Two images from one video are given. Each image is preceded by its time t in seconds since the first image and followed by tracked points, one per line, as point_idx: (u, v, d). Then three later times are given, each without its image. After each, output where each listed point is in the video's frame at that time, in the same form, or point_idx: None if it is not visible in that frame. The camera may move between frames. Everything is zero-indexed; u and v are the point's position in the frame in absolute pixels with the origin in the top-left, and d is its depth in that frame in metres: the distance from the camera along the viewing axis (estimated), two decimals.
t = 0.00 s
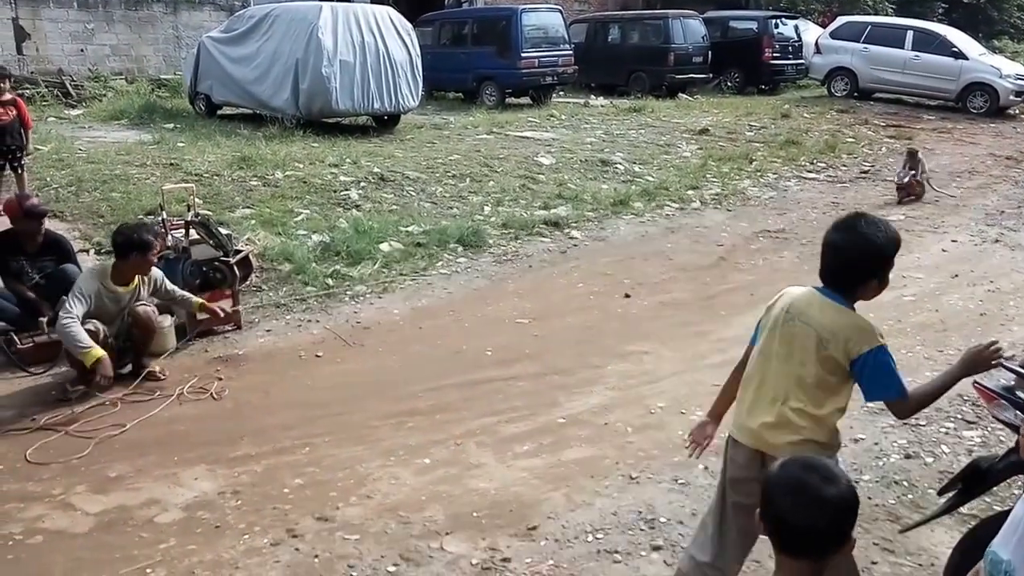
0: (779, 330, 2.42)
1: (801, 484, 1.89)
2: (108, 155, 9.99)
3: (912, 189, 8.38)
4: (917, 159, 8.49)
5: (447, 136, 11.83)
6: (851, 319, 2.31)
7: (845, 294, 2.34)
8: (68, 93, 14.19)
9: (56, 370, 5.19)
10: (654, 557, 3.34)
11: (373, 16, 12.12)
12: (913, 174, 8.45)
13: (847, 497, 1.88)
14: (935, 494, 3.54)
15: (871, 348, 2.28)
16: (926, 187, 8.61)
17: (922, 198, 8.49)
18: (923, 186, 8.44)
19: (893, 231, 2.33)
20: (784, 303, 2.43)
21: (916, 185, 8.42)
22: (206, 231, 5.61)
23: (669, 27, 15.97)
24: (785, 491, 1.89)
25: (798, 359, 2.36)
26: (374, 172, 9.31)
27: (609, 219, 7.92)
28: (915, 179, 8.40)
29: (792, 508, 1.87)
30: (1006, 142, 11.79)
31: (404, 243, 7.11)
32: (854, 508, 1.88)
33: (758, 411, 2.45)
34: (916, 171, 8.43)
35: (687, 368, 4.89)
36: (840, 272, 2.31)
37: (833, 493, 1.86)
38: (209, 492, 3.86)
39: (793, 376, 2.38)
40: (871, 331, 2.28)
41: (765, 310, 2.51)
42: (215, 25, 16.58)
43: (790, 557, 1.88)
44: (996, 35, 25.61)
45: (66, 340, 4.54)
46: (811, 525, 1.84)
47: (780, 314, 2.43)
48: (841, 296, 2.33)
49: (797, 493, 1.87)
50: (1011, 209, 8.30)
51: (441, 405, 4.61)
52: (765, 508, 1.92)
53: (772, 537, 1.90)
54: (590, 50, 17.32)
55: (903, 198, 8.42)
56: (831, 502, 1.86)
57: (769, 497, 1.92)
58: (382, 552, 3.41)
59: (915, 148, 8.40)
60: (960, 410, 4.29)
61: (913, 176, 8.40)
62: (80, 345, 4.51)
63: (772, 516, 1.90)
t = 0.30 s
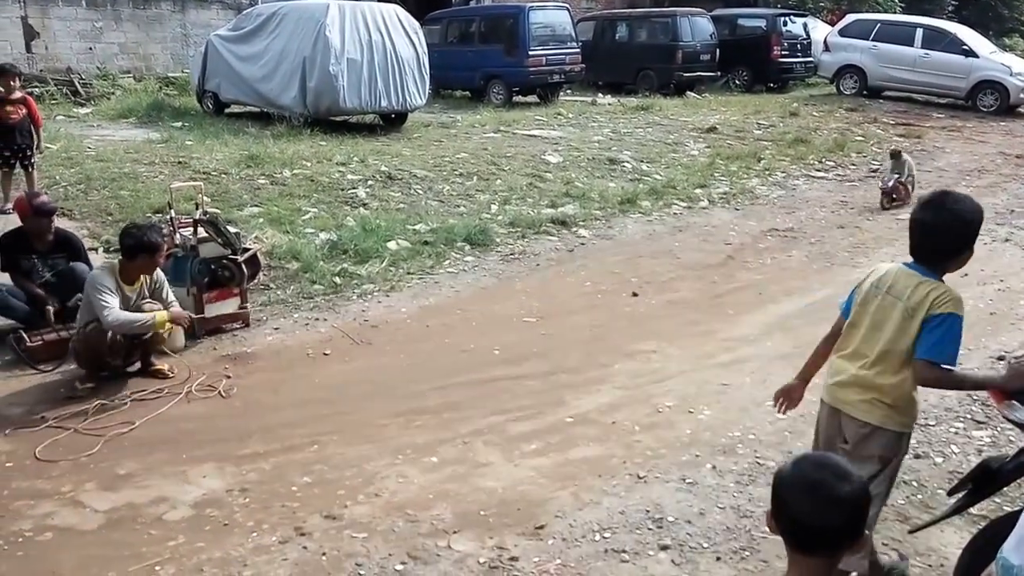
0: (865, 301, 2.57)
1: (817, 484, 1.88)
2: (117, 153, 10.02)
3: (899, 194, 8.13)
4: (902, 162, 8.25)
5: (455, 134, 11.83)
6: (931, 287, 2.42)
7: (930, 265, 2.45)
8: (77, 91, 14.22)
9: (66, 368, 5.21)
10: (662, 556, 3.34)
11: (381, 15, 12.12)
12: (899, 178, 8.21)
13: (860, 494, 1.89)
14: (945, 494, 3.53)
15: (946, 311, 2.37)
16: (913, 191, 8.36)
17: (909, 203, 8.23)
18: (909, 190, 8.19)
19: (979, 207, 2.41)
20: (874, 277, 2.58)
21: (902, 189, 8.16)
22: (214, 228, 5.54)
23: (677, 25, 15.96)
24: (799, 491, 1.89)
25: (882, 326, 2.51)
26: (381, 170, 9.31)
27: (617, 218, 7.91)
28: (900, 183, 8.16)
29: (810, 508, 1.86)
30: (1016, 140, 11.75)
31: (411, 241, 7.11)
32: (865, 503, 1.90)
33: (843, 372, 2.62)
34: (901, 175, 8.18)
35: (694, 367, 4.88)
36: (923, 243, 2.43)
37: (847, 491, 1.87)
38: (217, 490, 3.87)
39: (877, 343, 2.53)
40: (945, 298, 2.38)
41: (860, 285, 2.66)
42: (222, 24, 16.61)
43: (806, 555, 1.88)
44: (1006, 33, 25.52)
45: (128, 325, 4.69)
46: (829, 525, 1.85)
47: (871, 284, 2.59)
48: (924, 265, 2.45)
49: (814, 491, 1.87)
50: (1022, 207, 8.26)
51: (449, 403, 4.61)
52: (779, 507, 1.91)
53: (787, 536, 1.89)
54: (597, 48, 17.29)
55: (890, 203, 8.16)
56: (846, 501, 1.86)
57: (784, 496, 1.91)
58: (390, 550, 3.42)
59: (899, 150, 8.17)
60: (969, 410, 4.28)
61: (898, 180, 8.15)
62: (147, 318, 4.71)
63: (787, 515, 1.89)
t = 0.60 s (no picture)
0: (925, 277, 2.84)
1: (826, 484, 1.89)
2: (128, 151, 10.04)
3: (868, 198, 7.92)
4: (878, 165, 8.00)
5: (464, 133, 11.83)
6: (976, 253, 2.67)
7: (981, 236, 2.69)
8: (88, 90, 14.27)
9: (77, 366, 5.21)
10: (671, 557, 3.34)
11: (390, 13, 12.13)
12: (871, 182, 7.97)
13: (869, 493, 1.90)
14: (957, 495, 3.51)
15: (991, 269, 2.59)
16: (892, 201, 8.07)
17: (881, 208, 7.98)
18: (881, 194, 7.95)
19: None
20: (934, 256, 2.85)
21: (871, 194, 7.93)
22: (224, 227, 5.62)
23: (687, 23, 15.92)
24: (808, 490, 1.89)
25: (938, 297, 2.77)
26: (391, 169, 9.32)
27: (626, 217, 7.90)
28: (870, 188, 7.92)
29: (819, 509, 1.86)
30: None
31: (421, 240, 7.11)
32: (875, 502, 1.90)
33: (912, 344, 2.87)
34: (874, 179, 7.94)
35: (704, 367, 4.87)
36: (970, 214, 2.70)
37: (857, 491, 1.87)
38: (227, 488, 3.88)
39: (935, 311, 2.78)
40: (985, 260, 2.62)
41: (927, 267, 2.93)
42: (232, 22, 16.64)
43: (816, 555, 1.88)
44: (1019, 32, 25.36)
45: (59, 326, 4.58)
46: (839, 524, 1.85)
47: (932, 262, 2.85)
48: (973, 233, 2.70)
49: (823, 491, 1.88)
50: None
51: (458, 402, 4.61)
52: (787, 508, 1.92)
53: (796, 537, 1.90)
54: (607, 46, 17.26)
55: (861, 208, 7.96)
56: (856, 500, 1.87)
57: (792, 496, 1.91)
58: (400, 549, 3.42)
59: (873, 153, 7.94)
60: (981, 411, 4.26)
61: (869, 184, 7.92)
62: (67, 334, 4.55)
63: (795, 515, 1.89)
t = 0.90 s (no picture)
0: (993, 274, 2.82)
1: (826, 483, 1.90)
2: (140, 149, 10.09)
3: (839, 205, 7.73)
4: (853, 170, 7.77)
5: (475, 132, 11.83)
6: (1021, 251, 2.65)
7: None
8: (101, 88, 14.34)
9: (89, 363, 5.25)
10: (683, 557, 3.33)
11: (402, 12, 12.15)
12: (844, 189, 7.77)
13: (870, 491, 1.91)
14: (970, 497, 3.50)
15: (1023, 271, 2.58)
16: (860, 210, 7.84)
17: (851, 214, 7.80)
18: (852, 201, 7.75)
19: None
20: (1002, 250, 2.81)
21: (842, 202, 7.74)
22: (236, 225, 5.56)
23: (700, 22, 15.88)
24: (810, 491, 1.90)
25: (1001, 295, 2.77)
26: (402, 168, 9.32)
27: (638, 216, 7.89)
28: (842, 195, 7.72)
29: (820, 511, 1.88)
30: None
31: (432, 239, 7.12)
32: (875, 501, 1.92)
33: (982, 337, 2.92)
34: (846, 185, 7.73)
35: (716, 367, 4.86)
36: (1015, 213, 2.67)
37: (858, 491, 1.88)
38: (239, 486, 3.89)
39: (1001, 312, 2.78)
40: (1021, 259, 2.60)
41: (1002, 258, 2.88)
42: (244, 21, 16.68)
43: (817, 555, 1.91)
44: None
45: (160, 320, 4.78)
46: (840, 525, 1.87)
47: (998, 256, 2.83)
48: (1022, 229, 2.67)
49: (824, 492, 1.89)
50: None
51: (469, 401, 4.61)
52: (789, 508, 1.93)
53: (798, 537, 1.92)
54: (618, 45, 17.22)
55: (830, 214, 7.77)
56: (857, 500, 1.88)
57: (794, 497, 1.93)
58: (411, 548, 3.42)
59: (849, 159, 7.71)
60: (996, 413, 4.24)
61: (841, 191, 7.72)
62: (176, 314, 4.79)
63: (797, 516, 1.91)
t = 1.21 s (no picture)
0: None
1: (826, 484, 1.89)
2: (155, 149, 10.12)
3: (824, 215, 7.36)
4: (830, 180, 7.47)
5: (488, 132, 11.82)
6: None
7: None
8: (117, 87, 14.40)
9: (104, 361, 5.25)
10: (697, 559, 3.31)
11: (416, 11, 12.16)
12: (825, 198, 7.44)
13: (870, 492, 1.90)
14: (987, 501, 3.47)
15: None
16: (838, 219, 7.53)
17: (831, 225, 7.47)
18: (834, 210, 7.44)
19: None
20: None
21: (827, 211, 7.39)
22: (251, 224, 5.68)
23: (714, 22, 15.82)
24: (809, 491, 1.90)
25: None
26: (415, 167, 9.33)
27: (651, 216, 7.86)
28: (827, 204, 7.38)
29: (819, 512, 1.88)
30: None
31: (445, 239, 7.11)
32: (876, 502, 1.91)
33: None
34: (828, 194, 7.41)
35: (730, 368, 4.84)
36: None
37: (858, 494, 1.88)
38: (253, 484, 3.89)
39: None
40: None
41: None
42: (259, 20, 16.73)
43: (819, 555, 1.92)
44: None
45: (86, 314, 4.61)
46: (838, 526, 1.88)
47: None
48: None
49: (823, 494, 1.89)
50: None
51: (483, 401, 4.60)
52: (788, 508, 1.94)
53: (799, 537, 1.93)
54: (632, 44, 17.18)
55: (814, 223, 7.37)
56: (856, 501, 1.88)
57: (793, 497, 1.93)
58: (423, 548, 3.42)
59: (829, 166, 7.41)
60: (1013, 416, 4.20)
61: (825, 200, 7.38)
62: (93, 322, 4.57)
63: (797, 516, 1.91)
